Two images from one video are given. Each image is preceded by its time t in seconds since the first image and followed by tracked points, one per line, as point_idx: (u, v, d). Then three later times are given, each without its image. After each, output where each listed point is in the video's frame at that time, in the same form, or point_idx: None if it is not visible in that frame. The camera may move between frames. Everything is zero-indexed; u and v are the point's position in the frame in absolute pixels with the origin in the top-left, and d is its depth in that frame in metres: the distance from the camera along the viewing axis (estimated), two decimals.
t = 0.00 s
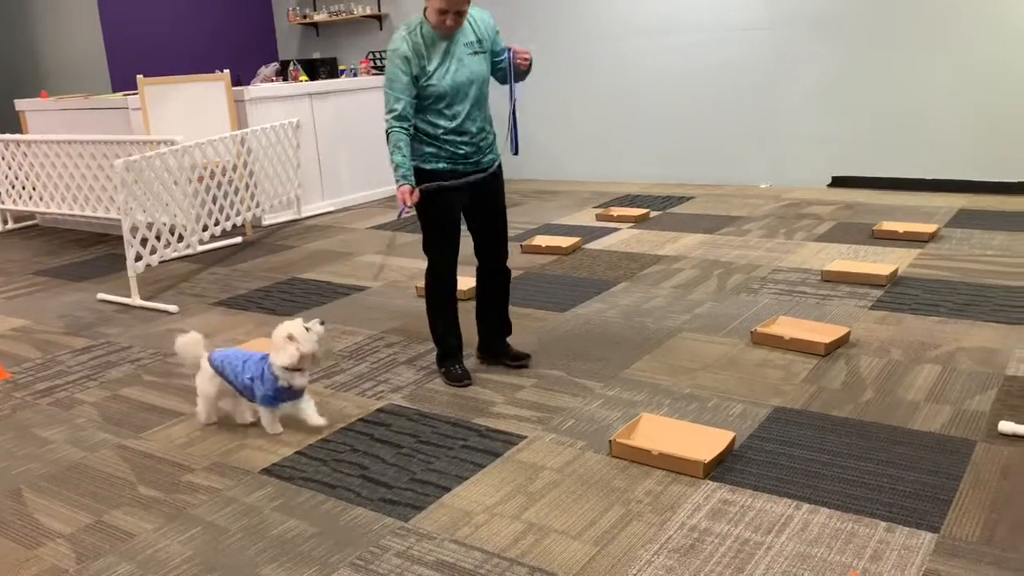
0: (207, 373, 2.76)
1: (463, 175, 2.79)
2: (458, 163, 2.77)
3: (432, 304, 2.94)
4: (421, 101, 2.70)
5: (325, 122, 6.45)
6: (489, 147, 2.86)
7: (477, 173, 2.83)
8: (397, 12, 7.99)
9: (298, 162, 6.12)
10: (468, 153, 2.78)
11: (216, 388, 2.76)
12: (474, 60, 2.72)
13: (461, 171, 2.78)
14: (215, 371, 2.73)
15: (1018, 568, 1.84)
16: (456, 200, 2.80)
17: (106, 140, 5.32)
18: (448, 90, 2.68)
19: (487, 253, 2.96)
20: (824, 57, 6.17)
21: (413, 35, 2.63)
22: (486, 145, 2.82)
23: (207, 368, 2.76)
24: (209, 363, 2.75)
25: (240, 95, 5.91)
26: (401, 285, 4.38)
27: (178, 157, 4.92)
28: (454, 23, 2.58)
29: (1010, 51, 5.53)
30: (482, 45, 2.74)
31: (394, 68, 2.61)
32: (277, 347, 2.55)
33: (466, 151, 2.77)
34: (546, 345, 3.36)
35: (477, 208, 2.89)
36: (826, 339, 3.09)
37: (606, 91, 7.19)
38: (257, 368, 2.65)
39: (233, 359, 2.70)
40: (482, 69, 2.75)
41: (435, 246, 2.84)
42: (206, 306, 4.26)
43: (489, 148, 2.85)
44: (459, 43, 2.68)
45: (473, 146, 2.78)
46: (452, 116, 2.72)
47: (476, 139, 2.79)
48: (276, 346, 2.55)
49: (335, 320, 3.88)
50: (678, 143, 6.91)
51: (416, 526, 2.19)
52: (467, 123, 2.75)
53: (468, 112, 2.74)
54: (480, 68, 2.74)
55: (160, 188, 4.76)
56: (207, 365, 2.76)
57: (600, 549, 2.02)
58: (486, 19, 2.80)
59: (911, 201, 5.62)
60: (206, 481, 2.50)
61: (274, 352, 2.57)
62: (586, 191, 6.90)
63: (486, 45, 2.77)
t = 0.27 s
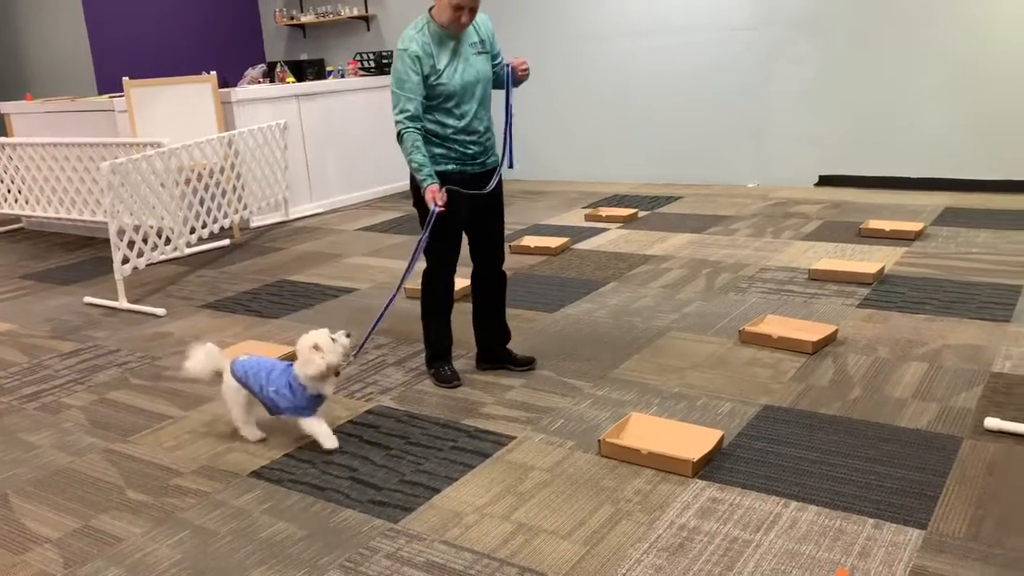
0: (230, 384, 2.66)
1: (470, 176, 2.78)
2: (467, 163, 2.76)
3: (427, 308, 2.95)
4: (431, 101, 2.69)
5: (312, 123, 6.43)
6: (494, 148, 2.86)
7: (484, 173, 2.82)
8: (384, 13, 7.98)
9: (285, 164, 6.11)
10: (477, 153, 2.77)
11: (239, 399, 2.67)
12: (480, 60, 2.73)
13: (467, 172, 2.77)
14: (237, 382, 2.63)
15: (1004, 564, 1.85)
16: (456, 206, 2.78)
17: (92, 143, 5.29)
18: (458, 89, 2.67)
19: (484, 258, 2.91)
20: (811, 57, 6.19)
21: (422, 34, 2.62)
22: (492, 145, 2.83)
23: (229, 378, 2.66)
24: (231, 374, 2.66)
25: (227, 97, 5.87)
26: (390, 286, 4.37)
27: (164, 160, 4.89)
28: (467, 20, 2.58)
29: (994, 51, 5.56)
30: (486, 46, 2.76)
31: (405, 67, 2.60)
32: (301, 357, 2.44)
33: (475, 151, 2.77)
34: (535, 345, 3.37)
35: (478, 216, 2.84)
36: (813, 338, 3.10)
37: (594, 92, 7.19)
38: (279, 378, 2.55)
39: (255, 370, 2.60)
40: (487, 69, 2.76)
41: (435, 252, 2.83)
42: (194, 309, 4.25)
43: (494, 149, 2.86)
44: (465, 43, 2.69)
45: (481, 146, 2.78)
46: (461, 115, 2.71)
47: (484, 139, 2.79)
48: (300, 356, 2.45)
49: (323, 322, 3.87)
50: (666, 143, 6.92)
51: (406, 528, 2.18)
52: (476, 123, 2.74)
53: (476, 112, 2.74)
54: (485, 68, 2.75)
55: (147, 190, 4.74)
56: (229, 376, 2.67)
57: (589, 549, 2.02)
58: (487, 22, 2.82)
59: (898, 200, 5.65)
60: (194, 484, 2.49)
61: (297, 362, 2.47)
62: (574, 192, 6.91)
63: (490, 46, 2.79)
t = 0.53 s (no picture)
0: (259, 389, 2.58)
1: (480, 171, 2.78)
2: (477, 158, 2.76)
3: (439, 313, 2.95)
4: (442, 96, 2.68)
5: (297, 123, 6.40)
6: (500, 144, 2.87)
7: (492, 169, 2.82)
8: (369, 12, 7.96)
9: (270, 164, 6.08)
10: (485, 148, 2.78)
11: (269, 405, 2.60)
12: (488, 56, 2.73)
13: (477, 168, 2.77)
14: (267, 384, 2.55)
15: (988, 556, 1.86)
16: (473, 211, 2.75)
17: (74, 144, 5.25)
18: (469, 84, 2.67)
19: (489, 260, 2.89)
20: (795, 54, 6.21)
21: (433, 29, 2.61)
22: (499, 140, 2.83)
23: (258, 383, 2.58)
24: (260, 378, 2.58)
25: (210, 97, 5.82)
26: (376, 286, 4.36)
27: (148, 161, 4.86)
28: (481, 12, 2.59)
29: (976, 47, 5.59)
30: (491, 43, 2.76)
31: (417, 64, 2.58)
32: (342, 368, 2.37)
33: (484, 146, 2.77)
34: (521, 344, 3.37)
35: (488, 219, 2.81)
36: (798, 333, 3.12)
37: (579, 90, 7.20)
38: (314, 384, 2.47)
39: (287, 374, 2.52)
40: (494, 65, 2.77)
41: (452, 257, 2.82)
42: (178, 310, 4.22)
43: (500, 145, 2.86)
44: (473, 38, 2.69)
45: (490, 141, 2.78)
46: (472, 110, 2.71)
47: (492, 134, 2.79)
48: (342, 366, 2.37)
49: (309, 322, 3.86)
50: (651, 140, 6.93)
51: (392, 528, 2.18)
52: (485, 118, 2.75)
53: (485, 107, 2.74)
54: (492, 64, 2.75)
55: (130, 192, 4.71)
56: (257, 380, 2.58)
57: (576, 547, 2.02)
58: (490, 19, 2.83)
59: (881, 196, 5.68)
60: (179, 487, 2.48)
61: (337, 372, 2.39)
62: (560, 190, 6.91)
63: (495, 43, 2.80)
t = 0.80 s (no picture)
0: (306, 391, 2.49)
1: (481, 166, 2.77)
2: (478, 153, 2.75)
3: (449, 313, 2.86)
4: (444, 90, 2.64)
5: (280, 120, 6.36)
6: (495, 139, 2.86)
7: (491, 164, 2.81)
8: (352, 8, 7.92)
9: (253, 161, 6.04)
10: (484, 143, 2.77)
11: (314, 408, 2.50)
12: (488, 50, 2.72)
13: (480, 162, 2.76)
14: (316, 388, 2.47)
15: (973, 547, 1.87)
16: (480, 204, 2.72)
17: (55, 142, 5.20)
18: (471, 78, 2.65)
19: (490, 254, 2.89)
20: (780, 49, 6.23)
21: (438, 21, 2.57)
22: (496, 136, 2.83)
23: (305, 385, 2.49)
24: (307, 380, 2.49)
25: (193, 94, 5.79)
26: (361, 283, 4.34)
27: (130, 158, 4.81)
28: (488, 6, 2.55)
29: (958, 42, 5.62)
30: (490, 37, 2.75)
31: (423, 56, 2.55)
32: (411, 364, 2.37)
33: (484, 140, 2.76)
34: (507, 340, 3.36)
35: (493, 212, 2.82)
36: (783, 327, 3.13)
37: (564, 86, 7.19)
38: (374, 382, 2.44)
39: (339, 374, 2.47)
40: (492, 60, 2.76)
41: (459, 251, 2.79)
42: (161, 309, 4.19)
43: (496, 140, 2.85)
44: (475, 32, 2.67)
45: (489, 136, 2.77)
46: (473, 104, 2.69)
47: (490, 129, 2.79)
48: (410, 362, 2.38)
49: (294, 320, 3.84)
50: (636, 136, 6.94)
51: (379, 526, 2.17)
52: (485, 112, 2.73)
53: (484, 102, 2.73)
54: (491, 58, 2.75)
55: (112, 190, 4.67)
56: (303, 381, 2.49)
57: (563, 543, 2.02)
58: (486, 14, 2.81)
59: (865, 190, 5.70)
60: (163, 486, 2.46)
61: (403, 368, 2.39)
62: (545, 186, 6.90)
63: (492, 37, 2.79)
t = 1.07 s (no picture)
0: (362, 381, 2.44)
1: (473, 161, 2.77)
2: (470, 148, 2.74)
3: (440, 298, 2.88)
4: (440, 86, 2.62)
5: (263, 115, 6.32)
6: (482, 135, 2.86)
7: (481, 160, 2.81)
8: (335, 4, 7.89)
9: (236, 157, 6.00)
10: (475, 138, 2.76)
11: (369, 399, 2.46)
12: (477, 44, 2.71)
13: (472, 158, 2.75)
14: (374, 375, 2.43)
15: (956, 540, 1.89)
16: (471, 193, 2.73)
17: (34, 138, 5.14)
18: (466, 73, 2.64)
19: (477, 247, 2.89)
20: (763, 44, 6.25)
21: (433, 15, 2.54)
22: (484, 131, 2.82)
23: (361, 374, 2.44)
24: (364, 369, 2.44)
25: (174, 90, 5.77)
26: (345, 280, 4.32)
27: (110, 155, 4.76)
28: None
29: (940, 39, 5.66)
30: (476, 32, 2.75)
31: (423, 51, 2.51)
32: (479, 363, 2.38)
33: (475, 136, 2.75)
34: (491, 336, 3.35)
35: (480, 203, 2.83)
36: (766, 322, 3.14)
37: (548, 81, 7.19)
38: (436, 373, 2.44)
39: (398, 364, 2.44)
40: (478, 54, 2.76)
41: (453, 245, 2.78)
42: (143, 307, 4.16)
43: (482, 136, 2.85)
44: (465, 26, 2.66)
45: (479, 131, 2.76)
46: (467, 99, 2.68)
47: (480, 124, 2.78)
48: (478, 359, 2.39)
49: (278, 317, 3.82)
50: (620, 132, 6.95)
51: (363, 523, 2.16)
52: (476, 107, 2.73)
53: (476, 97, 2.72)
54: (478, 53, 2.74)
55: (93, 186, 4.63)
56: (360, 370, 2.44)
57: (548, 539, 2.01)
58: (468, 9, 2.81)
59: (847, 186, 5.74)
60: (145, 485, 2.44)
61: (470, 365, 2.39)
62: (530, 182, 6.90)
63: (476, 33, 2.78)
